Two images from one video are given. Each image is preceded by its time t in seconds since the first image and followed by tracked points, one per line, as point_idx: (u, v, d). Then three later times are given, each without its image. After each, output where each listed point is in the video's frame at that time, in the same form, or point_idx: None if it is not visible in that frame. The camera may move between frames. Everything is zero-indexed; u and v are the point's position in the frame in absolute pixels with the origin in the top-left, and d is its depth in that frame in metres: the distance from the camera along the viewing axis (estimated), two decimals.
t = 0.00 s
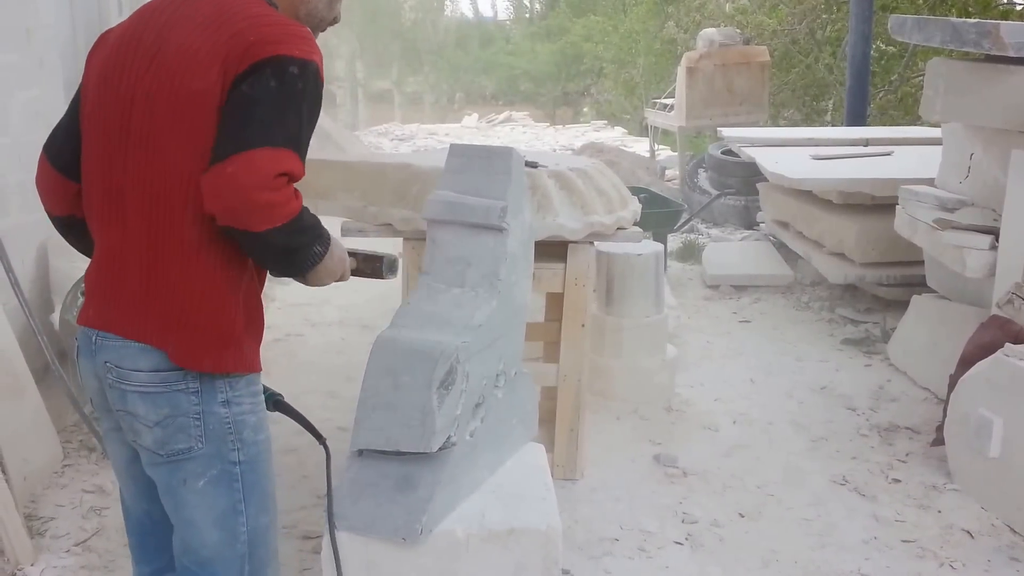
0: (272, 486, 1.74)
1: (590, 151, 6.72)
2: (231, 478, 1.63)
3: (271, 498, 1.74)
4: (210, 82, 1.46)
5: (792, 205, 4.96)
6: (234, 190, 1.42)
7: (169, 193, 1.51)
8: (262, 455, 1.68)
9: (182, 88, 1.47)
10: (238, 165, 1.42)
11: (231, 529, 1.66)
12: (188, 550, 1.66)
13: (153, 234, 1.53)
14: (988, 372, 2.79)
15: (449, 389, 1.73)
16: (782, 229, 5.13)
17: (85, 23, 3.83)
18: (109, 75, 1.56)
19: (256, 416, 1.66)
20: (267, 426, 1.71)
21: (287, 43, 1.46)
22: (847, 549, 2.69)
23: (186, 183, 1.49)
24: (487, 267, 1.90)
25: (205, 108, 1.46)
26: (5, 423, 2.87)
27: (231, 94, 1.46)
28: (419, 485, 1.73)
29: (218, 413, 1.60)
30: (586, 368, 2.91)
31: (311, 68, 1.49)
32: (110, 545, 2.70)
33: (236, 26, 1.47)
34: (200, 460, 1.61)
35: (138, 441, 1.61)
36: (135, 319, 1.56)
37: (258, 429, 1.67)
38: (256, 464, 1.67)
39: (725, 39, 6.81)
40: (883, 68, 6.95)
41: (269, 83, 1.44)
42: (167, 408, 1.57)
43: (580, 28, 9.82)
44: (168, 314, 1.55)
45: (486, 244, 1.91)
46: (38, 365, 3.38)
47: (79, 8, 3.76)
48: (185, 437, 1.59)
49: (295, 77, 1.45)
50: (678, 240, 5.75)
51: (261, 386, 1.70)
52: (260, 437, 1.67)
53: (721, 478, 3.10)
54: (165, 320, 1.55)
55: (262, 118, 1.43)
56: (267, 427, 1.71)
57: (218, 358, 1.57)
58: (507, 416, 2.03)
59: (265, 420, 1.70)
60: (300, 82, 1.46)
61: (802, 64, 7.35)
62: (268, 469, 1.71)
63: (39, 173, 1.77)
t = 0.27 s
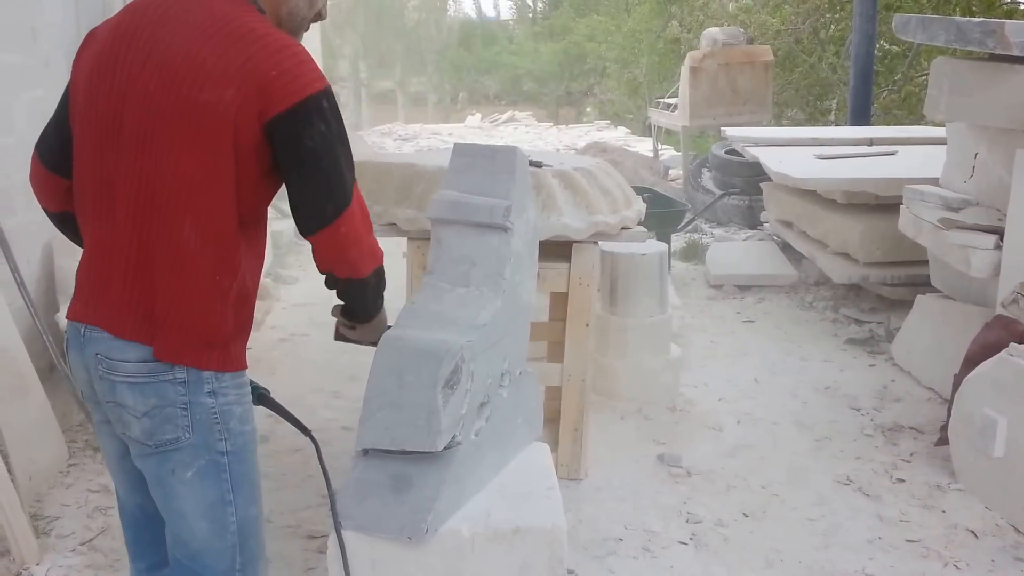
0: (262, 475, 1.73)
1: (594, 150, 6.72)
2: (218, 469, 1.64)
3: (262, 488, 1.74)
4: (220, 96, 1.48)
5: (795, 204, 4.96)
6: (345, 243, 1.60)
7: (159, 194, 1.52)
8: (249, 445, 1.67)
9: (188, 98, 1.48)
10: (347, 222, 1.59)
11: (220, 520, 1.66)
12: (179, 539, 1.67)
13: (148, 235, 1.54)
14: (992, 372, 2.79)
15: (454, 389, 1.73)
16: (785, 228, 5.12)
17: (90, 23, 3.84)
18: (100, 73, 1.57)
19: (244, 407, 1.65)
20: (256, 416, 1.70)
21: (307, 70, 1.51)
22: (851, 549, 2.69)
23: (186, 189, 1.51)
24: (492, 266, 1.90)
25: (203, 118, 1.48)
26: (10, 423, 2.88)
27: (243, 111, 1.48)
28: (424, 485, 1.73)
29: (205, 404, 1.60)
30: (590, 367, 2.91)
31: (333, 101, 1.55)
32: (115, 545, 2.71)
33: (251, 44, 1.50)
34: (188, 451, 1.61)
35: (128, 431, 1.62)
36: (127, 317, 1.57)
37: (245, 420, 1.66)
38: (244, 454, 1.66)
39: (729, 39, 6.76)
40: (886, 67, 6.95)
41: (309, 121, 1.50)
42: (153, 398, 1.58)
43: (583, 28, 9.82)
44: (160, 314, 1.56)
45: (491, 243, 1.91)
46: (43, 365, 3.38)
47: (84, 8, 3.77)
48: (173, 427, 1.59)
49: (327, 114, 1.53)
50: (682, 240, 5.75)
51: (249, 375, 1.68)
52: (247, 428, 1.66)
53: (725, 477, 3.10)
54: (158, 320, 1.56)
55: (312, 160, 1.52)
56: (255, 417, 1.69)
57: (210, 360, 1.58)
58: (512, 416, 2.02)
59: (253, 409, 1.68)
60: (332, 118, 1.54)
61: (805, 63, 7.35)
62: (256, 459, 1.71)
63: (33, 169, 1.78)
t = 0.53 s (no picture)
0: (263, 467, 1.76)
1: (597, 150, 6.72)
2: (224, 461, 1.65)
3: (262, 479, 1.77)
4: (223, 95, 1.49)
5: (799, 203, 4.96)
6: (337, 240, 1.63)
7: (162, 191, 1.52)
8: (252, 437, 1.70)
9: (191, 96, 1.49)
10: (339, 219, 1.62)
11: (226, 510, 1.68)
12: (185, 533, 1.68)
13: (149, 231, 1.54)
14: (996, 371, 2.78)
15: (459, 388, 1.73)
16: (789, 228, 5.12)
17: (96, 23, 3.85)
18: (99, 73, 1.57)
19: (246, 399, 1.67)
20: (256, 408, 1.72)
21: (306, 71, 1.54)
22: (855, 549, 2.69)
23: (189, 185, 1.51)
24: (497, 266, 1.90)
25: (207, 116, 1.49)
26: (16, 422, 2.88)
27: (246, 110, 1.50)
28: (429, 485, 1.73)
29: (210, 396, 1.61)
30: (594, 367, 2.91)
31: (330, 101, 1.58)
32: (119, 544, 2.71)
33: (252, 44, 1.51)
34: (195, 443, 1.62)
35: (132, 427, 1.62)
36: (129, 314, 1.57)
37: (248, 411, 1.68)
38: (247, 445, 1.68)
39: (732, 38, 6.76)
40: (890, 66, 6.94)
41: (307, 120, 1.53)
42: (160, 392, 1.58)
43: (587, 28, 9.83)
44: (163, 310, 1.56)
45: (496, 242, 1.91)
46: (48, 365, 3.39)
47: (90, 9, 3.77)
48: (180, 420, 1.60)
49: (324, 114, 1.56)
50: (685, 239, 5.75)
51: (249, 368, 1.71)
52: (250, 419, 1.69)
53: (729, 477, 3.10)
54: (161, 316, 1.56)
55: (307, 161, 1.54)
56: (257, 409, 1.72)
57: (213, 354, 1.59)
58: (517, 415, 2.02)
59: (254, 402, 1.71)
60: (329, 118, 1.57)
61: (809, 63, 7.35)
62: (259, 450, 1.73)
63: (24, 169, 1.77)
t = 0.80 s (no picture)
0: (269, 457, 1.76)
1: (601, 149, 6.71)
2: (231, 453, 1.66)
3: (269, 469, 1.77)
4: (213, 88, 1.48)
5: (802, 203, 4.95)
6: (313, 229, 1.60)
7: (160, 186, 1.52)
8: (258, 428, 1.70)
9: (182, 91, 1.49)
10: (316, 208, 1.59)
11: (235, 500, 1.69)
12: (195, 524, 1.69)
13: (147, 226, 1.54)
14: (1001, 371, 2.78)
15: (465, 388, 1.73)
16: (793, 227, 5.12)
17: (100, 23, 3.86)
18: (92, 73, 1.57)
19: (250, 391, 1.67)
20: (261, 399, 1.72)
21: (294, 61, 1.53)
22: (859, 549, 2.69)
23: (184, 179, 1.51)
24: (503, 266, 1.90)
25: (200, 110, 1.49)
26: (20, 421, 2.89)
27: (237, 102, 1.49)
28: (434, 484, 1.72)
29: (216, 389, 1.61)
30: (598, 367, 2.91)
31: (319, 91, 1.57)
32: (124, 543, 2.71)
33: (240, 37, 1.51)
34: (201, 436, 1.62)
35: (137, 421, 1.62)
36: (128, 309, 1.57)
37: (253, 403, 1.68)
38: (252, 436, 1.69)
39: (736, 37, 6.79)
40: (894, 66, 6.93)
41: (293, 109, 1.52)
42: (166, 386, 1.58)
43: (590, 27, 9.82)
44: (163, 303, 1.56)
45: (501, 242, 1.92)
46: (52, 364, 3.40)
47: (95, 8, 3.78)
48: (186, 414, 1.60)
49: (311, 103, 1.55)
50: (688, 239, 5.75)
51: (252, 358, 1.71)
52: (256, 410, 1.69)
53: (732, 477, 3.10)
54: (162, 309, 1.56)
55: (291, 150, 1.53)
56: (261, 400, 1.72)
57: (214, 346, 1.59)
58: (522, 415, 2.02)
59: (259, 393, 1.71)
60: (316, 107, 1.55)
61: (813, 62, 7.34)
62: (265, 441, 1.74)
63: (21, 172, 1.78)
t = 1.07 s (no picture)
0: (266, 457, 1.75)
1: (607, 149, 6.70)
2: (225, 453, 1.65)
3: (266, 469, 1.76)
4: (208, 87, 1.47)
5: (809, 202, 4.93)
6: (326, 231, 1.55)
7: (152, 185, 1.51)
8: (253, 429, 1.69)
9: (176, 90, 1.47)
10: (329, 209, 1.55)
11: (229, 501, 1.68)
12: (190, 523, 1.68)
13: (141, 226, 1.53)
14: (1010, 371, 2.76)
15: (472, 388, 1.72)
16: (799, 227, 5.10)
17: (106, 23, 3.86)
18: (90, 72, 1.56)
19: (246, 391, 1.66)
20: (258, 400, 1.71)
21: (292, 60, 1.50)
22: (868, 550, 2.67)
23: (177, 179, 1.49)
24: (511, 266, 1.89)
25: (195, 110, 1.47)
26: (26, 421, 2.88)
27: (232, 101, 1.47)
28: (441, 485, 1.71)
29: (209, 390, 1.60)
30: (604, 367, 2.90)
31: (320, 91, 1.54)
32: (129, 543, 2.71)
33: (237, 36, 1.49)
34: (194, 437, 1.62)
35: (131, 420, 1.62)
36: (122, 308, 1.56)
37: (248, 404, 1.67)
38: (248, 437, 1.68)
39: (742, 35, 6.77)
40: (901, 65, 6.90)
41: (292, 109, 1.49)
42: (157, 386, 1.57)
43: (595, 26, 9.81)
44: (157, 303, 1.55)
45: (509, 242, 1.91)
46: (58, 364, 3.40)
47: (100, 8, 3.78)
48: (178, 414, 1.59)
49: (312, 103, 1.51)
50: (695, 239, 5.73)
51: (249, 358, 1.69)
52: (251, 412, 1.68)
53: (739, 477, 3.09)
54: (154, 309, 1.55)
55: (297, 150, 1.50)
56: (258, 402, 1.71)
57: (207, 347, 1.58)
58: (529, 416, 2.01)
59: (255, 394, 1.69)
60: (318, 107, 1.52)
61: (820, 61, 7.32)
62: (262, 441, 1.72)
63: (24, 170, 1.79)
